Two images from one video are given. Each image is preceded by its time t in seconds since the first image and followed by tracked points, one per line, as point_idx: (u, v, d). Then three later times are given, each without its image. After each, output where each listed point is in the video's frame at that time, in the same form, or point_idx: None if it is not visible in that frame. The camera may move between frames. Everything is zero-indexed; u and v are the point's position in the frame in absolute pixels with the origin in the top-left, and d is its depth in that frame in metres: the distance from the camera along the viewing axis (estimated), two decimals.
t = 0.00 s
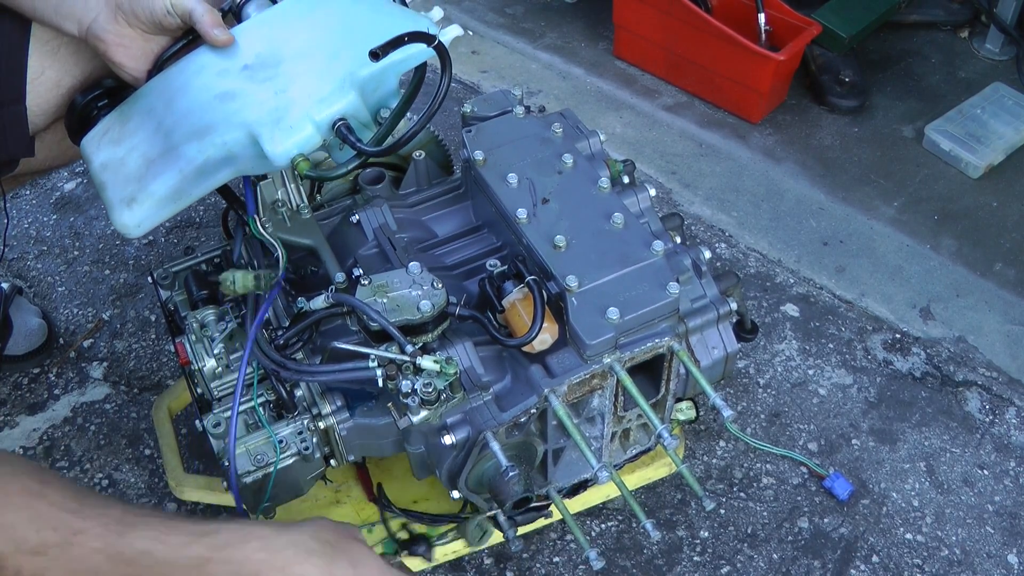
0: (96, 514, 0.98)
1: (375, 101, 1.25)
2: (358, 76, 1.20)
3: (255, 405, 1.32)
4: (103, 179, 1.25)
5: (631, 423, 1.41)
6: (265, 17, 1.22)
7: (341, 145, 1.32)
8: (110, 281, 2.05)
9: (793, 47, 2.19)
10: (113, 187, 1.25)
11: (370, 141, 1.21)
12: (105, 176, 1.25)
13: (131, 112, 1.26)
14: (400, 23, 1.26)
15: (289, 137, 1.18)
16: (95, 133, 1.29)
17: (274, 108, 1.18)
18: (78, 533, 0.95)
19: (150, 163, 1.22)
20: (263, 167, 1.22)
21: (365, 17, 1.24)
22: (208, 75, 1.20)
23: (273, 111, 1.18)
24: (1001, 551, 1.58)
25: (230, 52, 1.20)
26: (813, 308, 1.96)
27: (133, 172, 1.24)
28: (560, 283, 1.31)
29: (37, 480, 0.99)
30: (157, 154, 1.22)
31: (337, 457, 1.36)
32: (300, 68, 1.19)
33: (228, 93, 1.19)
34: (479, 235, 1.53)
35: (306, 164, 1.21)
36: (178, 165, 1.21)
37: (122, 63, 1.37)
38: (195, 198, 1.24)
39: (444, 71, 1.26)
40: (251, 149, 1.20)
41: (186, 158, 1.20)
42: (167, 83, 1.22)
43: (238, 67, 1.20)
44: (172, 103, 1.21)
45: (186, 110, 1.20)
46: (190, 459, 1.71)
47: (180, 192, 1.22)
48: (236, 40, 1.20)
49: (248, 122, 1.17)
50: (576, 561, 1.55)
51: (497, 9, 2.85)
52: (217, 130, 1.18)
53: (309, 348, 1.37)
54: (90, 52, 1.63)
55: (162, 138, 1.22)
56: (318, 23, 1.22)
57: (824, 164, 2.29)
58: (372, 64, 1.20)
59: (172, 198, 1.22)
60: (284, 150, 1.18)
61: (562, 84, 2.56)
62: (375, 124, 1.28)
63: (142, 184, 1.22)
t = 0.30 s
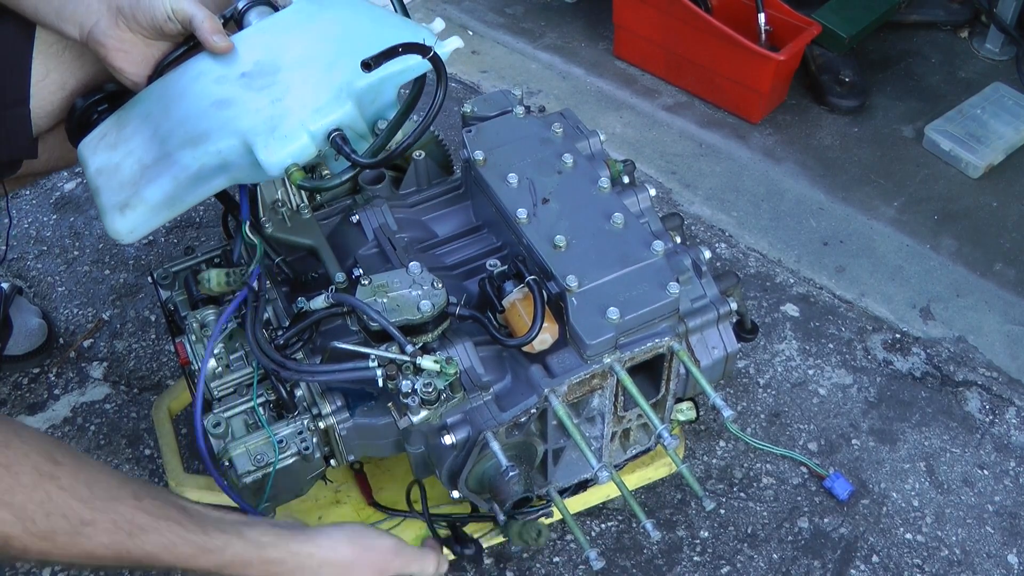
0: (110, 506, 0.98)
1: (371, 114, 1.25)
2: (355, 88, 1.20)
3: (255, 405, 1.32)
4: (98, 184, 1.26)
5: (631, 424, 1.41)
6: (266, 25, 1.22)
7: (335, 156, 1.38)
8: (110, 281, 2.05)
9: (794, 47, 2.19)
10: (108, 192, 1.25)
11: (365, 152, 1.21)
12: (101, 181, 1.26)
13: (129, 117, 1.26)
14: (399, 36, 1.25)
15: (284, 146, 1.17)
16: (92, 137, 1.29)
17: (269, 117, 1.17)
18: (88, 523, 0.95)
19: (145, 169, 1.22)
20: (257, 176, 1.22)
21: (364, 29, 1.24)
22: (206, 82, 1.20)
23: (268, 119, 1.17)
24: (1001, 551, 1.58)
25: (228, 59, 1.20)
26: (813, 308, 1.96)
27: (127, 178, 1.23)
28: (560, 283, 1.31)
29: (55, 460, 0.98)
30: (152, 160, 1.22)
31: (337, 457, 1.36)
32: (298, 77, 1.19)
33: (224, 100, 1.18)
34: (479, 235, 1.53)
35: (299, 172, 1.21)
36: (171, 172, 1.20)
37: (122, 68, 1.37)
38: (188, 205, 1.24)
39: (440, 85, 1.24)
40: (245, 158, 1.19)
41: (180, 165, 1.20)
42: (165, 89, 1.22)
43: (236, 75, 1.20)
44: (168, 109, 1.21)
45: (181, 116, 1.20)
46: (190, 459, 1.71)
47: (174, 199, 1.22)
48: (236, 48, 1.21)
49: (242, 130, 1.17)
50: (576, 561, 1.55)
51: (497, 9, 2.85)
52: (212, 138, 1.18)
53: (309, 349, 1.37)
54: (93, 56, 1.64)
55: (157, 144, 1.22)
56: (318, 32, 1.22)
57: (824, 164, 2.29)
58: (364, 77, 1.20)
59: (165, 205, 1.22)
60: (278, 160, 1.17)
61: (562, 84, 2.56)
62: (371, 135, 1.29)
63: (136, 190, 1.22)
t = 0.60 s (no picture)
0: (94, 483, 1.07)
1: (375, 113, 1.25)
2: (360, 87, 1.21)
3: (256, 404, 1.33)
4: (103, 184, 1.25)
5: (631, 423, 1.41)
6: (269, 25, 1.22)
7: (340, 155, 1.36)
8: (110, 281, 2.05)
9: (794, 47, 2.19)
10: (112, 193, 1.25)
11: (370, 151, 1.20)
12: (106, 181, 1.25)
13: (133, 116, 1.26)
14: (403, 35, 1.25)
15: (288, 147, 1.17)
16: (97, 137, 1.29)
17: (274, 117, 1.17)
18: (76, 500, 1.07)
19: (149, 170, 1.22)
20: (263, 176, 1.22)
21: (368, 28, 1.24)
22: (210, 81, 1.20)
23: (273, 120, 1.17)
24: (1001, 551, 1.58)
25: (232, 59, 1.20)
26: (813, 309, 1.96)
27: (132, 179, 1.23)
28: (560, 283, 1.31)
29: (41, 440, 1.08)
30: (157, 160, 1.22)
31: (337, 456, 1.36)
32: (302, 78, 1.19)
33: (229, 100, 1.18)
34: (479, 235, 1.53)
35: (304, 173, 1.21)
36: (175, 173, 1.20)
37: (127, 69, 1.38)
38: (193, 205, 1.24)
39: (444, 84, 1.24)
40: (251, 158, 1.20)
41: (185, 165, 1.20)
42: (169, 89, 1.22)
43: (240, 74, 1.20)
44: (172, 109, 1.21)
45: (185, 116, 1.20)
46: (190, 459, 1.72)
47: (178, 200, 1.22)
48: (240, 48, 1.21)
49: (248, 130, 1.17)
50: (576, 561, 1.55)
51: (497, 9, 2.85)
52: (217, 139, 1.18)
53: (308, 348, 1.37)
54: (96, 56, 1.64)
55: (161, 145, 1.22)
56: (321, 32, 1.22)
57: (824, 165, 2.29)
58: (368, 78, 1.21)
59: (170, 205, 1.22)
60: (283, 161, 1.18)
61: (562, 84, 2.56)
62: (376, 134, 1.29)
63: (141, 190, 1.22)
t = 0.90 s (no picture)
0: (87, 487, 1.08)
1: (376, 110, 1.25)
2: (362, 84, 1.21)
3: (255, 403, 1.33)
4: (105, 183, 1.26)
5: (630, 423, 1.41)
6: (269, 23, 1.22)
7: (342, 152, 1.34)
8: (110, 281, 2.05)
9: (793, 47, 2.19)
10: (114, 193, 1.24)
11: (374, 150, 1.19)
12: (107, 181, 1.25)
13: (134, 116, 1.26)
14: (403, 32, 1.25)
15: (291, 145, 1.17)
16: (99, 136, 1.29)
17: (277, 115, 1.18)
18: (74, 503, 1.08)
19: (151, 169, 1.22)
20: (265, 174, 1.23)
21: (368, 24, 1.24)
22: (212, 80, 1.20)
23: (276, 118, 1.18)
24: (1001, 551, 1.58)
25: (233, 57, 1.20)
26: (813, 309, 1.96)
27: (133, 178, 1.23)
28: (559, 283, 1.31)
29: (39, 446, 1.10)
30: (159, 159, 1.22)
31: (336, 456, 1.36)
32: (304, 76, 1.19)
33: (231, 99, 1.19)
34: (479, 235, 1.53)
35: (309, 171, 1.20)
36: (178, 171, 1.20)
37: (127, 67, 1.38)
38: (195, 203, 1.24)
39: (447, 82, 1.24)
40: (254, 156, 1.20)
41: (187, 164, 1.20)
42: (170, 88, 1.22)
43: (241, 73, 1.20)
44: (174, 108, 1.21)
45: (188, 115, 1.20)
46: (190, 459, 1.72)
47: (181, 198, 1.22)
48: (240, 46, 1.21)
49: (251, 129, 1.17)
50: (576, 561, 1.55)
51: (497, 9, 2.85)
52: (220, 137, 1.18)
53: (308, 348, 1.37)
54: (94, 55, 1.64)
55: (163, 143, 1.22)
56: (323, 29, 1.22)
57: (824, 165, 2.29)
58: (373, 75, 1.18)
59: (172, 204, 1.22)
60: (286, 159, 1.18)
61: (562, 84, 2.56)
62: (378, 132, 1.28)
63: (143, 188, 1.22)
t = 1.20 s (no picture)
0: (42, 475, 1.08)
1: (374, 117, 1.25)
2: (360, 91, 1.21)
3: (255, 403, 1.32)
4: (101, 189, 1.25)
5: (631, 424, 1.41)
6: (267, 28, 1.22)
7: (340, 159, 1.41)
8: (110, 281, 2.05)
9: (793, 47, 2.19)
10: (110, 199, 1.24)
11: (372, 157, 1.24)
12: (104, 187, 1.25)
13: (132, 121, 1.26)
14: (402, 39, 1.25)
15: (289, 153, 1.17)
16: (97, 141, 1.29)
17: (274, 122, 1.17)
18: (25, 493, 1.06)
19: (149, 175, 1.22)
20: (263, 180, 1.22)
21: (367, 30, 1.24)
22: (209, 85, 1.20)
23: (273, 125, 1.17)
24: (1001, 551, 1.58)
25: (231, 63, 1.20)
26: (813, 309, 1.96)
27: (130, 184, 1.23)
28: (560, 283, 1.31)
29: None
30: (156, 166, 1.21)
31: (337, 457, 1.36)
32: (302, 82, 1.19)
33: (228, 105, 1.18)
34: (479, 235, 1.53)
35: (306, 179, 1.21)
36: (175, 178, 1.20)
37: (123, 72, 1.39)
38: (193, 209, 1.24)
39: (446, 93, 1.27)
40: (251, 163, 1.19)
41: (184, 171, 1.19)
42: (167, 94, 1.22)
43: (238, 78, 1.19)
44: (171, 114, 1.21)
45: (184, 120, 1.20)
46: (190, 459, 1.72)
47: (179, 205, 1.22)
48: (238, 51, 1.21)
49: (248, 136, 1.17)
50: (576, 561, 1.55)
51: (497, 9, 2.85)
52: (217, 143, 1.17)
53: (309, 349, 1.38)
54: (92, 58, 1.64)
55: (160, 149, 1.21)
56: (321, 35, 1.22)
57: (824, 165, 2.29)
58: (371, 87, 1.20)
59: (170, 210, 1.22)
60: (283, 166, 1.17)
61: (562, 84, 2.56)
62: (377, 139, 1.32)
63: (140, 195, 1.22)
